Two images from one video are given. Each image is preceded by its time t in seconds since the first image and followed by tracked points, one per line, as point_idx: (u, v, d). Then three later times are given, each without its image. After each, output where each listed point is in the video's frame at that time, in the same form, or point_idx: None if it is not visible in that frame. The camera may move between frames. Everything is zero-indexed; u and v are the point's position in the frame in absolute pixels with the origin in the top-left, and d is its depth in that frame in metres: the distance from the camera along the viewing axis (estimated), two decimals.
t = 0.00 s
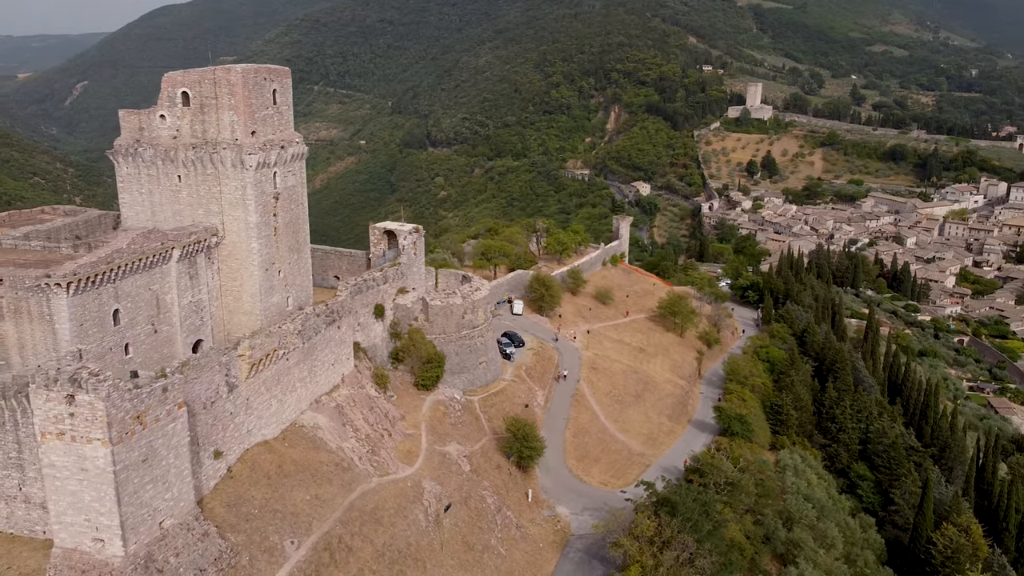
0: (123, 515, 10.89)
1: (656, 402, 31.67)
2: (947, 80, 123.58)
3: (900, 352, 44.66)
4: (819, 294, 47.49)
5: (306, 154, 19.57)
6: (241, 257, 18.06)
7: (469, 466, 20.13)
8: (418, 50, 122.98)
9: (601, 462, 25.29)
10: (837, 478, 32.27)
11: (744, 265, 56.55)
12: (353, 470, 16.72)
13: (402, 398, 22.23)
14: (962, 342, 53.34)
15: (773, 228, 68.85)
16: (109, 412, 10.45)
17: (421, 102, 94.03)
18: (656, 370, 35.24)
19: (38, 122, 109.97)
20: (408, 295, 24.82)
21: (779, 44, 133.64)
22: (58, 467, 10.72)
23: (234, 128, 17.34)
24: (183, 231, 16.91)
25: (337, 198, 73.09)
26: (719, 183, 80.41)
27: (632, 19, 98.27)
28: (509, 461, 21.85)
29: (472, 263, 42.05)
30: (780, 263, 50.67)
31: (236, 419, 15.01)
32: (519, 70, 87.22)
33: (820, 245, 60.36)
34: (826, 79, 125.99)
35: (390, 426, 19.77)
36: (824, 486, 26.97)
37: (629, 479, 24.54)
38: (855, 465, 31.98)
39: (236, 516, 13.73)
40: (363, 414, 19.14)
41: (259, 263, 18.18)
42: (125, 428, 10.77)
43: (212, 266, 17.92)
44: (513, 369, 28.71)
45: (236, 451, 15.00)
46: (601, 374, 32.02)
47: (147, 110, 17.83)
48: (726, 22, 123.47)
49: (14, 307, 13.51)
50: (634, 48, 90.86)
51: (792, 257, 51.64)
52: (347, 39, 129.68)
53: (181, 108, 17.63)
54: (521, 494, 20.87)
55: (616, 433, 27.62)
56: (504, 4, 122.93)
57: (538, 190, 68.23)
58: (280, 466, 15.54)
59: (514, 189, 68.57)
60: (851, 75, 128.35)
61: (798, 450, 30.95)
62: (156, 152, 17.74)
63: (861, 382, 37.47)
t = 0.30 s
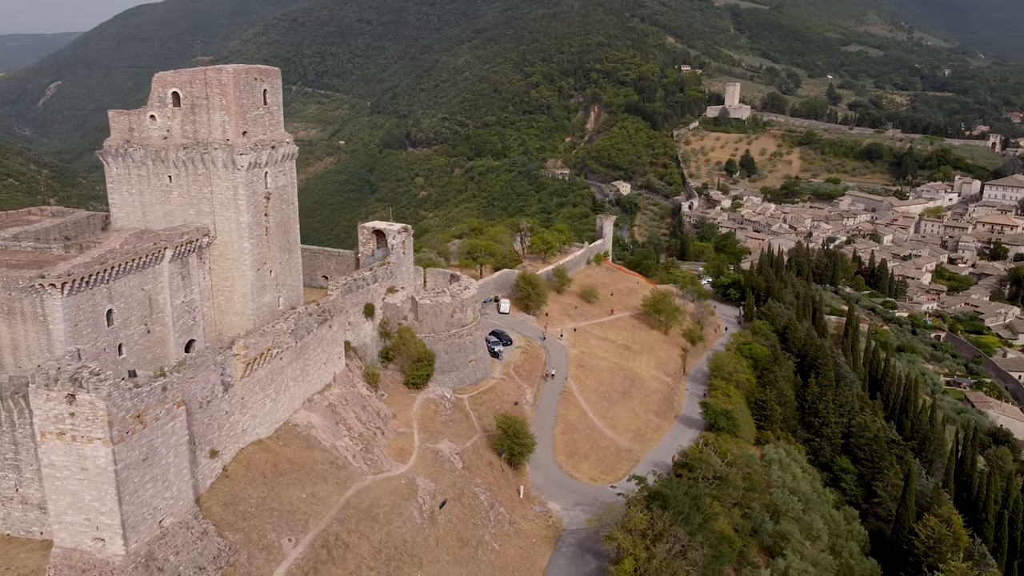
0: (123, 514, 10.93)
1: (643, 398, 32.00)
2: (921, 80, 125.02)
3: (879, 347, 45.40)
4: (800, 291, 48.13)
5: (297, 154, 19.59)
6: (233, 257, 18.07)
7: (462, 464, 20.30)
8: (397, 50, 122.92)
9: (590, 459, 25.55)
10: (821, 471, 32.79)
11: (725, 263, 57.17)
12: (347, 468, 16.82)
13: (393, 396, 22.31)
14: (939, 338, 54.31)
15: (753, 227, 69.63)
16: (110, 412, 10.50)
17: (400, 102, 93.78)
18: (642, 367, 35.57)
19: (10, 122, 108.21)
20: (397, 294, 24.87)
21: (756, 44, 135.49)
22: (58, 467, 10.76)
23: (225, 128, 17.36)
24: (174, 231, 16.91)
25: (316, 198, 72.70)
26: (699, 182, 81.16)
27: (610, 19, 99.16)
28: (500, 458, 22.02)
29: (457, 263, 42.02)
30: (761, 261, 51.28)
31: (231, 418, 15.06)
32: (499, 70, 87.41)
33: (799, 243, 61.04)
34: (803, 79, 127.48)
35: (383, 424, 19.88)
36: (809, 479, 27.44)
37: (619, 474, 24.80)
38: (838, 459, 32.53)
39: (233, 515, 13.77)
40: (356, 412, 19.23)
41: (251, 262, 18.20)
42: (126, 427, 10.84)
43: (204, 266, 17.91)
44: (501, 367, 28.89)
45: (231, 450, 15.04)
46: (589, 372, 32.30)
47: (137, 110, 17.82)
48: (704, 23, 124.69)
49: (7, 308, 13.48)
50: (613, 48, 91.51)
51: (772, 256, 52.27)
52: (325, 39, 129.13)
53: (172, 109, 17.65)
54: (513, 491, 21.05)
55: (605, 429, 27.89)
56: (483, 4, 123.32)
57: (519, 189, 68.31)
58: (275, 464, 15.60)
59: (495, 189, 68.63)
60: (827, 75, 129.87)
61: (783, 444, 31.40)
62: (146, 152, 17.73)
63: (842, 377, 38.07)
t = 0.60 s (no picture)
0: (121, 514, 10.98)
1: (627, 395, 32.35)
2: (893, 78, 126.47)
3: (856, 343, 46.23)
4: (778, 289, 48.85)
5: (283, 154, 19.56)
6: (221, 256, 18.06)
7: (451, 461, 20.46)
8: (373, 49, 122.67)
9: (577, 455, 25.84)
10: (802, 465, 33.37)
11: (703, 261, 57.83)
12: (339, 466, 16.92)
13: (381, 395, 22.38)
14: (913, 333, 55.36)
15: (729, 225, 70.43)
16: (107, 411, 10.55)
17: (376, 101, 93.34)
18: (625, 364, 35.93)
19: None
20: (384, 293, 24.88)
21: (730, 44, 137.25)
22: (54, 467, 10.76)
23: (213, 128, 17.35)
24: (163, 232, 16.89)
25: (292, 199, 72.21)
26: (675, 181, 81.94)
27: (586, 19, 99.92)
28: (489, 455, 22.20)
29: (440, 262, 41.96)
30: (739, 259, 51.95)
31: (223, 418, 15.09)
32: (475, 70, 87.59)
33: (776, 240, 61.85)
34: (776, 79, 129.11)
35: (372, 423, 19.98)
36: (790, 472, 27.94)
37: (605, 469, 25.10)
38: (818, 452, 33.12)
39: (227, 514, 13.80)
40: (345, 411, 19.31)
41: (239, 262, 18.19)
42: (122, 426, 10.87)
43: (192, 266, 17.90)
44: (487, 366, 29.09)
45: (223, 449, 15.06)
46: (574, 369, 32.61)
47: (123, 111, 17.74)
48: (678, 23, 125.89)
49: None
50: (588, 48, 92.25)
51: (749, 254, 52.98)
52: (299, 38, 128.35)
53: (159, 109, 17.61)
54: (502, 487, 21.24)
55: (590, 426, 28.17)
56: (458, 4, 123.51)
57: (496, 189, 68.40)
58: (268, 463, 15.64)
59: (472, 189, 68.70)
60: (800, 75, 131.57)
61: (764, 439, 31.90)
62: (132, 152, 17.66)
63: (821, 372, 38.74)
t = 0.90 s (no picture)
0: (117, 514, 11.00)
1: (611, 392, 32.69)
2: (863, 79, 128.56)
3: (832, 338, 47.07)
4: (755, 286, 49.53)
5: (269, 155, 19.55)
6: (208, 257, 18.02)
7: (440, 459, 20.59)
8: (348, 49, 122.27)
9: (563, 451, 26.10)
10: (783, 459, 33.94)
11: (680, 260, 58.45)
12: (329, 465, 16.98)
13: (368, 394, 22.45)
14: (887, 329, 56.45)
15: (705, 224, 71.24)
16: (103, 411, 10.60)
17: (351, 102, 92.49)
18: (608, 362, 36.27)
19: None
20: (369, 293, 24.91)
21: (704, 45, 138.64)
22: (49, 468, 10.77)
23: (199, 128, 17.33)
24: (150, 232, 16.85)
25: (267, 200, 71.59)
26: (652, 180, 82.74)
27: (561, 19, 100.54)
28: (476, 453, 22.37)
29: (421, 262, 41.94)
30: (717, 256, 52.64)
31: (214, 418, 15.11)
32: (450, 70, 87.61)
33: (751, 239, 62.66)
34: (749, 78, 130.65)
35: (361, 422, 20.07)
36: (772, 466, 28.40)
37: (592, 466, 25.38)
38: (798, 446, 33.71)
39: (220, 513, 13.83)
40: (334, 410, 19.36)
41: (227, 262, 18.19)
42: (118, 426, 10.93)
43: (178, 266, 17.85)
44: (473, 364, 29.27)
45: (214, 449, 15.09)
46: (558, 367, 32.89)
47: (108, 111, 17.66)
48: (652, 23, 126.97)
49: None
50: (564, 48, 92.94)
51: (726, 252, 53.69)
52: (273, 37, 127.38)
53: (144, 109, 17.52)
54: (490, 484, 21.41)
55: (576, 423, 28.47)
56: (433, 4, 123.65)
57: (473, 189, 68.45)
58: (259, 463, 15.68)
59: (449, 189, 68.74)
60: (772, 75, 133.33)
61: (745, 434, 32.39)
62: (118, 153, 17.59)
63: (800, 368, 39.40)
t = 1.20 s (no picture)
0: (113, 513, 11.04)
1: (595, 389, 33.01)
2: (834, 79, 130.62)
3: (808, 335, 47.91)
4: (733, 283, 50.17)
5: (255, 154, 19.51)
6: (195, 257, 17.99)
7: (429, 456, 20.72)
8: (322, 49, 121.73)
9: (549, 448, 26.36)
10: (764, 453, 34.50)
11: (658, 258, 59.05)
12: (320, 463, 17.04)
13: (355, 393, 22.51)
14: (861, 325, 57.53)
15: (681, 222, 71.98)
16: (100, 411, 10.65)
17: (327, 102, 91.09)
18: (591, 359, 36.60)
19: None
20: (355, 292, 24.93)
21: (678, 44, 139.90)
22: (45, 468, 10.78)
23: (186, 128, 17.31)
24: (138, 233, 16.81)
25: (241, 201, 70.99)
26: (628, 180, 83.53)
27: (537, 19, 100.97)
28: (464, 450, 22.51)
29: (403, 262, 41.89)
30: (695, 254, 53.26)
31: (206, 417, 15.14)
32: (426, 69, 87.57)
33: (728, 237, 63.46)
34: (723, 78, 132.04)
35: (350, 420, 20.13)
36: (753, 460, 28.89)
37: (578, 462, 25.66)
38: (779, 441, 34.28)
39: (213, 512, 13.87)
40: (323, 409, 19.41)
41: (215, 262, 18.17)
42: (115, 426, 10.99)
43: (165, 266, 17.80)
44: (458, 363, 29.43)
45: (205, 448, 15.11)
46: (541, 364, 33.17)
47: (93, 111, 17.58)
48: (626, 24, 127.88)
49: None
50: (540, 48, 93.37)
51: (703, 250, 54.33)
52: (246, 36, 126.21)
53: (129, 109, 17.48)
54: (478, 481, 21.57)
55: (560, 419, 28.75)
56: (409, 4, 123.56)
57: (450, 189, 68.46)
58: (250, 462, 15.73)
59: (426, 189, 68.77)
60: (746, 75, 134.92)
61: (727, 428, 32.87)
62: (104, 154, 17.51)
63: (778, 363, 40.03)
